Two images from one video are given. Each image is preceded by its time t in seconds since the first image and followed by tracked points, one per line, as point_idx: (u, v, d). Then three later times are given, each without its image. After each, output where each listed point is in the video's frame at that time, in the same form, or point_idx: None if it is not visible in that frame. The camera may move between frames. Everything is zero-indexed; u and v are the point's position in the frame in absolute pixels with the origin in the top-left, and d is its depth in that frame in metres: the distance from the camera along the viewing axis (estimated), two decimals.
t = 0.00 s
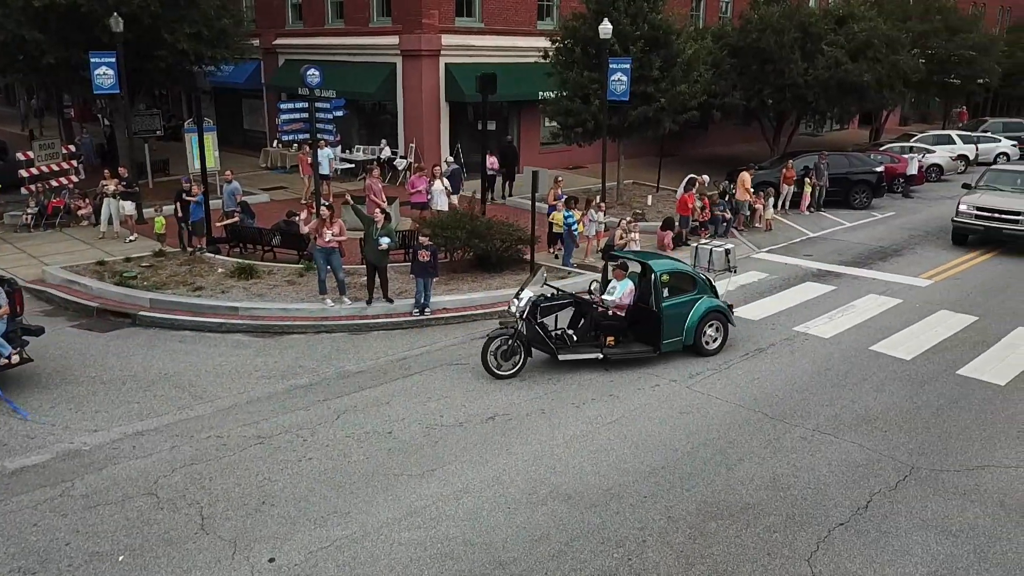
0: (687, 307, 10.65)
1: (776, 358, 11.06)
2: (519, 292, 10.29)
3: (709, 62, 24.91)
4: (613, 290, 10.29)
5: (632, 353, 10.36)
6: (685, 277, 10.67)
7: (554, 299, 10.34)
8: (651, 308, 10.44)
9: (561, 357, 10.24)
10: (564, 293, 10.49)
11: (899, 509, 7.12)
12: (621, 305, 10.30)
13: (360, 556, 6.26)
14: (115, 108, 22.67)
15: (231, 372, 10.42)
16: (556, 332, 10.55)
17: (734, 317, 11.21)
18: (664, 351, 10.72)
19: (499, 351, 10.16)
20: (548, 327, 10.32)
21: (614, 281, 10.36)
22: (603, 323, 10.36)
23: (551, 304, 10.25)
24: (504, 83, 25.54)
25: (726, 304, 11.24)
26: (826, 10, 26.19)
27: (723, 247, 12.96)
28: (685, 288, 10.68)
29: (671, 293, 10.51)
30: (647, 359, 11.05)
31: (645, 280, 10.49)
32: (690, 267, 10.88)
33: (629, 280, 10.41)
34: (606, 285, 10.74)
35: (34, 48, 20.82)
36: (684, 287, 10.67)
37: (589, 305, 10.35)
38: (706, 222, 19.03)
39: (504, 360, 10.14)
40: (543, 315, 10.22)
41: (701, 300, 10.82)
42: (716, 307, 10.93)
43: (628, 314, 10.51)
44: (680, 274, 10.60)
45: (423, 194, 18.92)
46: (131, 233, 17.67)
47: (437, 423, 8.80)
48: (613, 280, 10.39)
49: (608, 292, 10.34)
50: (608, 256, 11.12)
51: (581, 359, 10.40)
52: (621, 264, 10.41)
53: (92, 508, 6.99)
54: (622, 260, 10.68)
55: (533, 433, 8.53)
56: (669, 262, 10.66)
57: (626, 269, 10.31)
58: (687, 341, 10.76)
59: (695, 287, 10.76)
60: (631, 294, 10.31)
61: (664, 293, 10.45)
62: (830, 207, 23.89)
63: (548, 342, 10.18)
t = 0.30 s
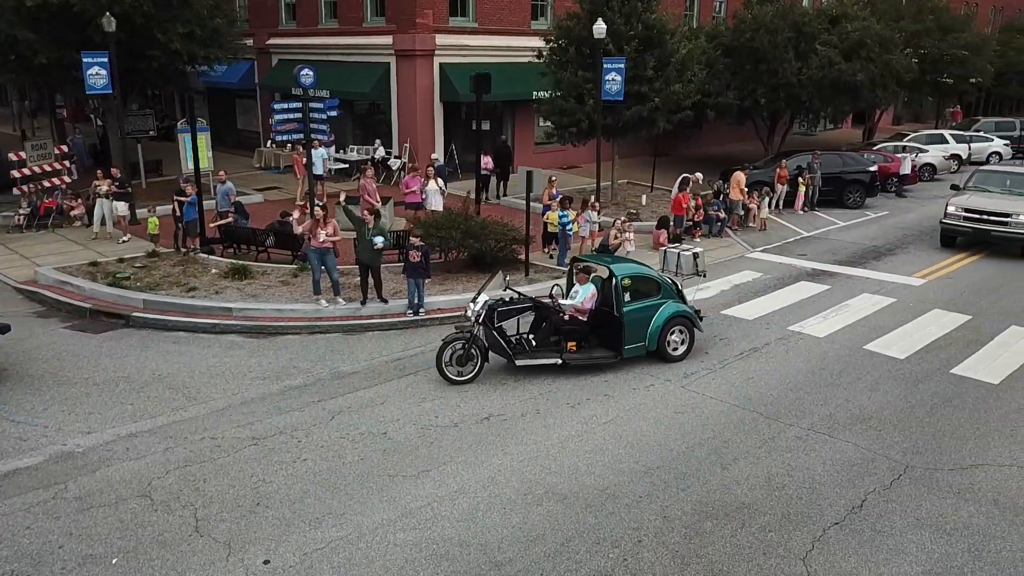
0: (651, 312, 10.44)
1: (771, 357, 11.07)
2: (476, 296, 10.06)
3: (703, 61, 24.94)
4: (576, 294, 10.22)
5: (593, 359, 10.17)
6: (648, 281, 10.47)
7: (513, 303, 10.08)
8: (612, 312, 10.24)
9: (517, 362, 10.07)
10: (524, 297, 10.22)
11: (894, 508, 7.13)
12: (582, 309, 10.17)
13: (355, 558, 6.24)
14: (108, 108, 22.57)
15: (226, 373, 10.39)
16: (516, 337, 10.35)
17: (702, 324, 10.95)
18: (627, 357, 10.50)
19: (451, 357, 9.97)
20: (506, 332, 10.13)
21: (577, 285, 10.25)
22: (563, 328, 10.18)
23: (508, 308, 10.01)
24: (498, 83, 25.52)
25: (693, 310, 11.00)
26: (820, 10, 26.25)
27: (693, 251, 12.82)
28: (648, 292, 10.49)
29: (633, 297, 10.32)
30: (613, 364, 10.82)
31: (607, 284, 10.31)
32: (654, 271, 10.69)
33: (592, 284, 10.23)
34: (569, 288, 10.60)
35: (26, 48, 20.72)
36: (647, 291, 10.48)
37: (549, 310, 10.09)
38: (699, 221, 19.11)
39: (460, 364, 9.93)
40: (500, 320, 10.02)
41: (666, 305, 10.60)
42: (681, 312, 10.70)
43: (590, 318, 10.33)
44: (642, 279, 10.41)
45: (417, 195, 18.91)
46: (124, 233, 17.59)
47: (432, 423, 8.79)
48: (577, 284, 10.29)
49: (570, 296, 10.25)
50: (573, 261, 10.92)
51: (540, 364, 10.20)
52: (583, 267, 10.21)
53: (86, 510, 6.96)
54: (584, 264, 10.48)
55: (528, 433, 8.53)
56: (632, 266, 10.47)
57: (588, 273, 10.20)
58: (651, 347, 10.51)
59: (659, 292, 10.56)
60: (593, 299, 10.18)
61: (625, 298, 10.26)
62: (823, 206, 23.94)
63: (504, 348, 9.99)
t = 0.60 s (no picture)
0: (613, 318, 10.24)
1: (766, 356, 11.09)
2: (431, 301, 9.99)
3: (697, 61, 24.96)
4: (537, 298, 9.99)
5: (553, 364, 9.96)
6: (611, 286, 10.28)
7: (470, 308, 10.03)
8: (573, 316, 10.07)
9: (474, 368, 9.90)
10: (482, 301, 10.16)
11: (889, 507, 7.14)
12: (542, 313, 9.96)
13: (351, 559, 6.22)
14: (101, 108, 22.46)
15: (220, 374, 10.36)
16: (475, 342, 10.20)
17: (668, 330, 10.71)
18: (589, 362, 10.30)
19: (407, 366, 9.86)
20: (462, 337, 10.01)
21: (539, 289, 10.04)
22: (523, 333, 9.98)
23: (465, 312, 9.96)
24: (493, 83, 25.51)
25: (659, 316, 10.77)
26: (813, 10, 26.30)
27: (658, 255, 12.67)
28: (611, 297, 10.29)
29: (594, 302, 10.13)
30: (577, 369, 10.63)
31: (569, 287, 10.14)
32: (618, 276, 10.49)
33: (554, 288, 10.03)
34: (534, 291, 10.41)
35: (19, 48, 20.63)
36: (610, 296, 10.28)
37: (508, 314, 9.92)
38: (694, 221, 19.18)
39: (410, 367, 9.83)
40: (456, 325, 9.94)
41: (629, 310, 10.39)
42: (645, 318, 10.47)
43: (552, 323, 10.14)
44: (605, 283, 10.23)
45: (411, 195, 18.89)
46: (117, 234, 17.52)
47: (427, 424, 8.77)
48: (539, 288, 10.06)
49: (531, 300, 10.05)
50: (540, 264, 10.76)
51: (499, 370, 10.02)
52: (546, 270, 10.04)
53: (80, 512, 6.93)
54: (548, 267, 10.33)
55: (523, 434, 8.52)
56: (595, 270, 10.28)
57: (551, 276, 9.99)
58: (613, 352, 10.31)
59: (622, 298, 10.36)
60: (554, 303, 9.97)
61: (586, 302, 10.07)
62: (818, 205, 24.00)
63: (459, 353, 9.85)
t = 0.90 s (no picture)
0: (574, 323, 10.04)
1: (761, 356, 11.11)
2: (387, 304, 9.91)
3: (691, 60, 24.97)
4: (497, 302, 9.88)
5: (510, 369, 9.79)
6: (574, 290, 10.08)
7: (426, 311, 9.91)
8: (533, 320, 9.93)
9: (429, 372, 9.72)
10: (440, 305, 10.06)
11: (884, 507, 7.15)
12: (502, 317, 9.82)
13: (347, 561, 6.20)
14: (94, 108, 22.36)
15: (215, 375, 10.33)
16: (432, 348, 10.05)
17: (632, 336, 10.44)
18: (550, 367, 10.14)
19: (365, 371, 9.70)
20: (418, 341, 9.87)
21: (500, 293, 9.93)
22: (481, 337, 9.82)
23: (420, 315, 9.84)
24: (487, 83, 25.49)
25: (624, 322, 10.52)
26: (807, 10, 26.35)
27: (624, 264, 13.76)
28: (571, 300, 10.09)
29: (553, 306, 9.95)
30: (543, 373, 10.47)
31: (529, 291, 9.99)
32: (581, 280, 10.28)
33: (515, 292, 9.91)
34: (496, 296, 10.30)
35: (11, 48, 20.54)
36: (571, 300, 10.08)
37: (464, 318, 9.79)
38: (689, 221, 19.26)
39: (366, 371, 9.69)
40: (412, 328, 9.83)
41: (591, 315, 10.17)
42: (607, 323, 10.25)
43: (512, 327, 9.97)
44: (566, 288, 10.04)
45: (405, 195, 18.86)
46: (111, 234, 17.45)
47: (422, 425, 8.76)
48: (500, 292, 9.96)
49: (492, 304, 9.92)
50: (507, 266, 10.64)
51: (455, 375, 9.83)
52: (508, 274, 9.94)
53: (74, 514, 6.90)
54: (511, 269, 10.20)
55: (518, 434, 8.51)
56: (558, 274, 10.10)
57: (512, 280, 9.88)
58: (574, 357, 10.11)
59: (584, 303, 10.15)
60: (514, 307, 9.84)
61: (545, 307, 9.90)
62: (812, 205, 24.06)
63: (414, 356, 9.69)
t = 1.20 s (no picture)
0: (532, 327, 9.82)
1: (753, 354, 11.15)
2: (338, 307, 9.62)
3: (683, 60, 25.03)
4: (455, 304, 9.82)
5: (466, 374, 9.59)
6: (532, 294, 9.87)
7: (378, 314, 9.62)
8: (489, 325, 9.73)
9: (381, 377, 9.53)
10: (393, 308, 9.79)
11: (877, 504, 7.18)
12: (460, 320, 9.74)
13: (340, 561, 6.19)
14: (84, 108, 22.25)
15: (208, 376, 10.29)
16: (386, 351, 9.84)
17: (593, 342, 10.20)
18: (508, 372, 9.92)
19: (315, 376, 9.52)
20: (370, 344, 9.66)
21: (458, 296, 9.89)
22: (438, 341, 9.68)
23: (372, 319, 9.55)
24: (479, 82, 25.48)
25: (585, 328, 10.28)
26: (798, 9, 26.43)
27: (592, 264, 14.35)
28: (530, 304, 9.86)
29: (510, 310, 9.74)
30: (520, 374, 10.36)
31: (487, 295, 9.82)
32: (541, 284, 10.06)
33: (473, 295, 9.85)
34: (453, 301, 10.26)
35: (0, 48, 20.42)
36: (529, 304, 9.86)
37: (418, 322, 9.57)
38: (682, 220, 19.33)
39: (318, 376, 9.50)
40: (364, 332, 9.56)
41: (550, 319, 9.95)
42: (567, 328, 10.02)
43: (469, 332, 9.79)
44: (524, 292, 9.83)
45: (398, 194, 18.82)
46: (102, 235, 17.37)
47: (416, 425, 8.75)
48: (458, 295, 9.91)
49: (450, 307, 9.87)
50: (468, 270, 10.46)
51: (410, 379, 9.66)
52: (466, 277, 9.83)
53: (65, 516, 6.86)
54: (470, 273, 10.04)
55: (511, 433, 8.51)
56: (517, 277, 9.89)
57: (471, 283, 9.82)
58: (532, 362, 9.92)
59: (543, 308, 9.92)
60: (471, 310, 9.78)
61: (502, 311, 9.69)
62: (804, 204, 24.16)
63: (365, 360, 9.51)
